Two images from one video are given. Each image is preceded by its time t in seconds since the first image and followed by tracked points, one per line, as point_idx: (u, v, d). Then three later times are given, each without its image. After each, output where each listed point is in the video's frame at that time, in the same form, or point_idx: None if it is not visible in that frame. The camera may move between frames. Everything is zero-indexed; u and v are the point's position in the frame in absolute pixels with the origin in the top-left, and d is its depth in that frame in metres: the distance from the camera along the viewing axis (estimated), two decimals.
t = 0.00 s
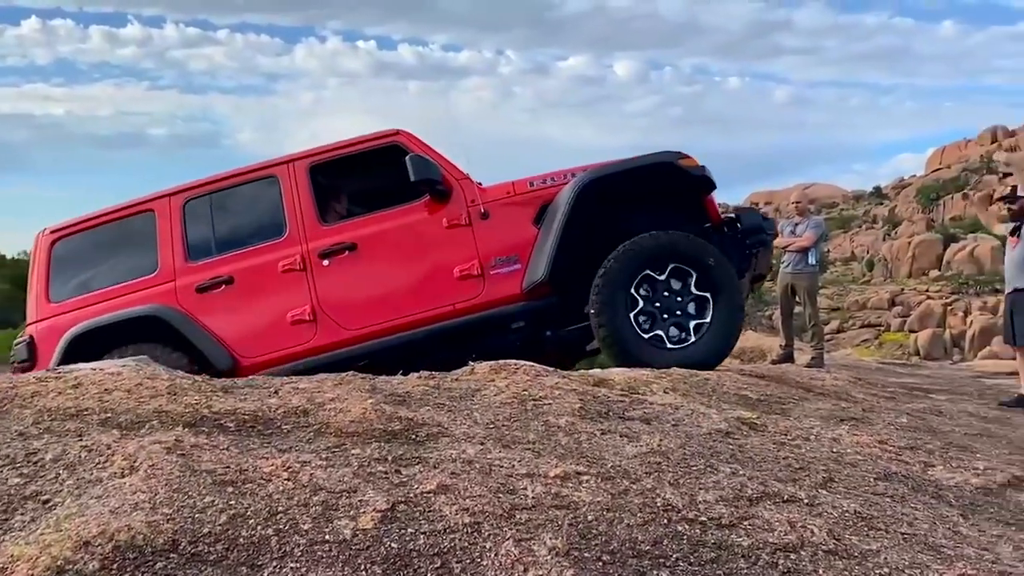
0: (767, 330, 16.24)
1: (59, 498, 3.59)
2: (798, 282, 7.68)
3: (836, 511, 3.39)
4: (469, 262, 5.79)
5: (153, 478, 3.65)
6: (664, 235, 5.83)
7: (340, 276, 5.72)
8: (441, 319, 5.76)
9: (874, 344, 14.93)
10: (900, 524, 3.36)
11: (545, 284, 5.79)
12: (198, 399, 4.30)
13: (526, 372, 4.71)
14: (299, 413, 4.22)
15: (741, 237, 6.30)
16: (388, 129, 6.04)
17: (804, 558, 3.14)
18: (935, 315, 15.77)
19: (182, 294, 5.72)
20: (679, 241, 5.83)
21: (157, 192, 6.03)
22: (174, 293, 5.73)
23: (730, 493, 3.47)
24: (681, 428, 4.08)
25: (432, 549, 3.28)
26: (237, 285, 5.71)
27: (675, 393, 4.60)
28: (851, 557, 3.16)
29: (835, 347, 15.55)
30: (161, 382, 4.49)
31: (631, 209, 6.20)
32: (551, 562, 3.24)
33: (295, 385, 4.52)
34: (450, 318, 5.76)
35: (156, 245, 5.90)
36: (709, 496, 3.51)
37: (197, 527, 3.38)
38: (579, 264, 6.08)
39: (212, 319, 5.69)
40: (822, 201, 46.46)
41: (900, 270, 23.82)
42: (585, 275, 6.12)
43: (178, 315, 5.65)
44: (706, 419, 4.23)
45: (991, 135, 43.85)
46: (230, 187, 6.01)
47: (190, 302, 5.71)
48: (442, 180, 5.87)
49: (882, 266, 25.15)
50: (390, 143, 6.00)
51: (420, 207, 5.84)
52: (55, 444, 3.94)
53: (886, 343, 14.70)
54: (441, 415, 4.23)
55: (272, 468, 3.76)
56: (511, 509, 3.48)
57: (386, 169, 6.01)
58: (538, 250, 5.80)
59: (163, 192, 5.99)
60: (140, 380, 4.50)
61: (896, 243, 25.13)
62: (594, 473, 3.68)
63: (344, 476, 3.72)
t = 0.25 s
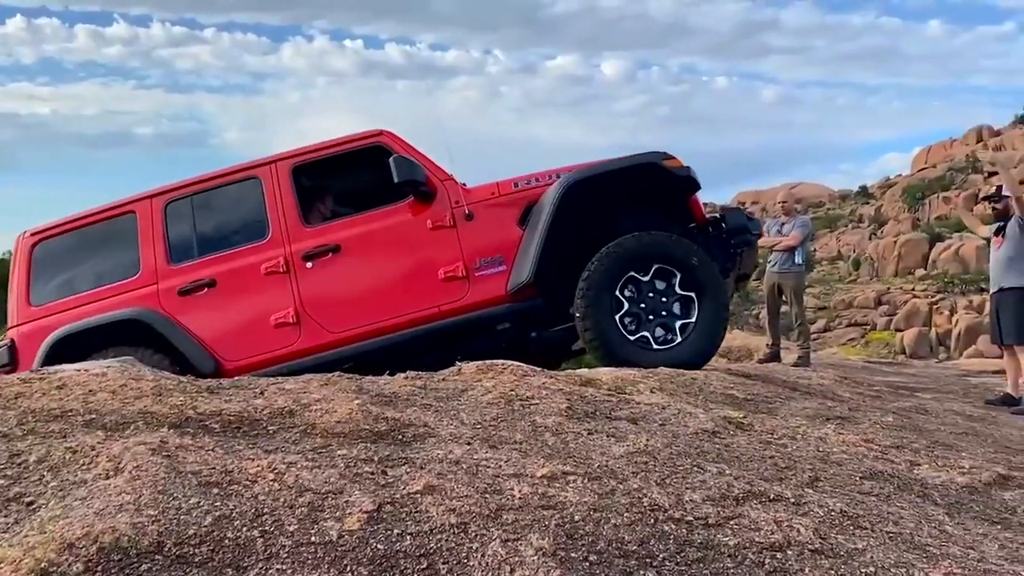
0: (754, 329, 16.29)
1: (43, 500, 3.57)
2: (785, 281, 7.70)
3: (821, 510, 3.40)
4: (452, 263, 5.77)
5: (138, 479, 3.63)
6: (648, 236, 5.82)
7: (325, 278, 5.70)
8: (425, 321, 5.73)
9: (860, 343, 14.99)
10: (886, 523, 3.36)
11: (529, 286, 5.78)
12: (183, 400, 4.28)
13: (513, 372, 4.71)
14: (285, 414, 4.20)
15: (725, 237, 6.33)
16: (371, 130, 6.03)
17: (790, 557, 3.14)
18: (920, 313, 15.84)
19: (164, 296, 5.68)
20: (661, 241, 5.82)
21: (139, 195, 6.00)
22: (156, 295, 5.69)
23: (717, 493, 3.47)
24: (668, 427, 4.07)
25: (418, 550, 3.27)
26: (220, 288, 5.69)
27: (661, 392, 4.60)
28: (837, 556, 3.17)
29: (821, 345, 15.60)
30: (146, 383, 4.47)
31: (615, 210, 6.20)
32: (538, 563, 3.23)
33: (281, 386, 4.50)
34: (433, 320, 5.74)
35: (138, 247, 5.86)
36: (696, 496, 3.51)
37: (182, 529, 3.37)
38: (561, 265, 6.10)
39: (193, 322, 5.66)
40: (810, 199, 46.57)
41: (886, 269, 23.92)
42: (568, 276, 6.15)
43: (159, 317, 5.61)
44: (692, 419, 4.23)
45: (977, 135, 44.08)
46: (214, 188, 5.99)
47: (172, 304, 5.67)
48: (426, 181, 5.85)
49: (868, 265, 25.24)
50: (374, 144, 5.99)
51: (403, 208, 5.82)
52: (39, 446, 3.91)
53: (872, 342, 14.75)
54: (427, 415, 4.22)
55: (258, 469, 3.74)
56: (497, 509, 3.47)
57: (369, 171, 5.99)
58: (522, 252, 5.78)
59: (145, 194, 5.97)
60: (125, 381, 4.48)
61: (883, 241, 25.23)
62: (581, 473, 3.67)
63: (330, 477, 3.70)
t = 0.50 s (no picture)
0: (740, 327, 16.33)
1: (27, 500, 3.55)
2: (769, 279, 7.72)
3: (806, 508, 3.40)
4: (427, 268, 5.76)
5: (122, 479, 3.61)
6: (620, 237, 5.82)
7: (299, 284, 5.67)
8: (400, 327, 5.72)
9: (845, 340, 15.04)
10: (870, 520, 3.37)
11: (505, 290, 5.78)
12: (167, 400, 4.25)
13: (498, 371, 4.71)
14: (268, 414, 4.18)
15: (699, 237, 6.36)
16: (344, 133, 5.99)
17: (775, 555, 3.15)
18: (905, 311, 15.92)
19: (138, 304, 5.65)
20: (629, 243, 5.81)
21: (111, 201, 5.95)
22: (130, 303, 5.66)
23: (701, 491, 3.47)
24: (653, 425, 4.08)
25: (404, 550, 3.27)
26: (195, 295, 5.66)
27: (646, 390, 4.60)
28: (822, 553, 3.18)
29: (807, 343, 15.65)
30: (129, 383, 4.44)
31: (593, 211, 6.19)
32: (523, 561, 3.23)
33: (265, 385, 4.48)
34: (409, 325, 5.73)
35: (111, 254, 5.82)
36: (681, 494, 3.51)
37: (166, 529, 3.35)
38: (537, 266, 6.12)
39: (168, 330, 5.63)
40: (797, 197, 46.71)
41: (871, 267, 24.02)
42: (545, 277, 6.16)
43: (134, 326, 5.58)
44: (678, 417, 4.23)
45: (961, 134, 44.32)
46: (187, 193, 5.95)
47: (146, 312, 5.64)
48: (400, 185, 5.83)
49: (853, 262, 25.34)
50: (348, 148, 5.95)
51: (378, 213, 5.80)
52: (22, 446, 3.88)
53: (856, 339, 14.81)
54: (412, 414, 4.22)
55: (242, 469, 3.73)
56: (482, 508, 3.47)
57: (343, 174, 5.96)
58: (497, 255, 5.77)
59: (117, 200, 5.91)
60: (109, 381, 4.45)
61: (867, 239, 25.36)
62: (566, 472, 3.67)
63: (315, 476, 3.69)
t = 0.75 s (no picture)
0: (727, 326, 16.38)
1: (13, 499, 3.55)
2: (757, 278, 7.74)
3: (793, 504, 3.41)
4: (408, 270, 5.75)
5: (109, 478, 3.60)
6: (598, 237, 5.84)
7: (279, 287, 5.65)
8: (382, 329, 5.72)
9: (831, 338, 15.10)
10: (856, 516, 3.38)
11: (487, 291, 5.77)
12: (153, 399, 4.24)
13: (485, 369, 4.70)
14: (255, 412, 4.17)
15: (680, 237, 6.39)
16: (324, 134, 5.95)
17: (761, 551, 3.17)
18: (891, 309, 15.99)
19: (118, 309, 5.63)
20: (605, 244, 5.81)
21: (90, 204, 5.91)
22: (110, 308, 5.64)
23: (689, 487, 3.48)
24: (641, 423, 4.08)
25: (392, 548, 3.26)
26: (175, 299, 5.63)
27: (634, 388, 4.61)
28: (808, 550, 3.19)
29: (793, 341, 15.71)
30: (115, 382, 4.42)
31: (573, 211, 6.20)
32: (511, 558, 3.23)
33: (252, 384, 4.47)
34: (390, 327, 5.72)
35: (90, 258, 5.79)
36: (668, 491, 3.52)
37: (153, 528, 3.34)
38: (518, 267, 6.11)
39: (148, 335, 5.60)
40: (785, 200, 46.87)
41: (857, 266, 24.12)
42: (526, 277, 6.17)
43: (114, 331, 5.57)
44: (665, 414, 4.24)
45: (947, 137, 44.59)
46: (165, 196, 5.90)
47: (126, 316, 5.62)
48: (381, 186, 5.79)
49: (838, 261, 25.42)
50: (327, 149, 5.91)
51: (358, 214, 5.77)
52: (7, 445, 3.87)
53: (843, 337, 14.87)
54: (399, 412, 4.21)
55: (229, 467, 3.71)
56: (470, 505, 3.46)
57: (322, 176, 5.92)
58: (478, 257, 5.77)
59: (96, 203, 5.87)
60: (95, 380, 4.43)
61: (853, 240, 25.48)
62: (554, 469, 3.67)
63: (303, 474, 3.68)
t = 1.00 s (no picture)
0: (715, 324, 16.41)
1: None
2: (745, 276, 7.76)
3: (780, 502, 3.41)
4: (399, 267, 5.71)
5: (94, 477, 3.59)
6: (592, 235, 5.82)
7: (270, 284, 5.60)
8: (373, 326, 5.69)
9: (819, 336, 15.14)
10: (843, 513, 3.38)
11: (478, 288, 5.75)
12: (139, 398, 4.22)
13: (472, 368, 4.69)
14: (242, 411, 4.15)
15: (671, 234, 6.34)
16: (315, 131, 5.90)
17: (748, 549, 3.18)
18: (878, 307, 16.06)
19: (108, 306, 5.56)
20: (600, 242, 5.82)
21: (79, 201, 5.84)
22: (99, 305, 5.58)
23: (676, 485, 3.48)
24: (629, 421, 4.08)
25: (379, 546, 3.25)
26: (165, 296, 5.57)
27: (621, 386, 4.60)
28: (795, 547, 3.20)
29: (781, 339, 15.75)
30: (101, 381, 4.40)
31: (563, 209, 6.18)
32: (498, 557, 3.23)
33: (238, 383, 4.46)
34: (381, 325, 5.69)
35: (79, 255, 5.72)
36: (656, 488, 3.52)
37: (139, 527, 3.32)
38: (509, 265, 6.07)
39: (137, 332, 5.54)
40: (773, 197, 46.99)
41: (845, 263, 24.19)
42: (516, 275, 6.14)
43: (104, 328, 5.51)
44: (653, 412, 4.24)
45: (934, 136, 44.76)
46: (154, 192, 5.84)
47: (116, 314, 5.56)
48: (371, 183, 5.75)
49: (826, 257, 25.48)
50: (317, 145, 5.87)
51: (349, 211, 5.73)
52: None
53: (830, 335, 14.91)
54: (387, 411, 4.20)
55: (216, 466, 3.70)
56: (458, 504, 3.45)
57: (312, 173, 5.87)
58: (470, 254, 5.74)
59: (85, 200, 5.81)
60: (80, 378, 4.41)
61: (840, 238, 25.55)
62: (542, 467, 3.66)
63: (290, 473, 3.67)
